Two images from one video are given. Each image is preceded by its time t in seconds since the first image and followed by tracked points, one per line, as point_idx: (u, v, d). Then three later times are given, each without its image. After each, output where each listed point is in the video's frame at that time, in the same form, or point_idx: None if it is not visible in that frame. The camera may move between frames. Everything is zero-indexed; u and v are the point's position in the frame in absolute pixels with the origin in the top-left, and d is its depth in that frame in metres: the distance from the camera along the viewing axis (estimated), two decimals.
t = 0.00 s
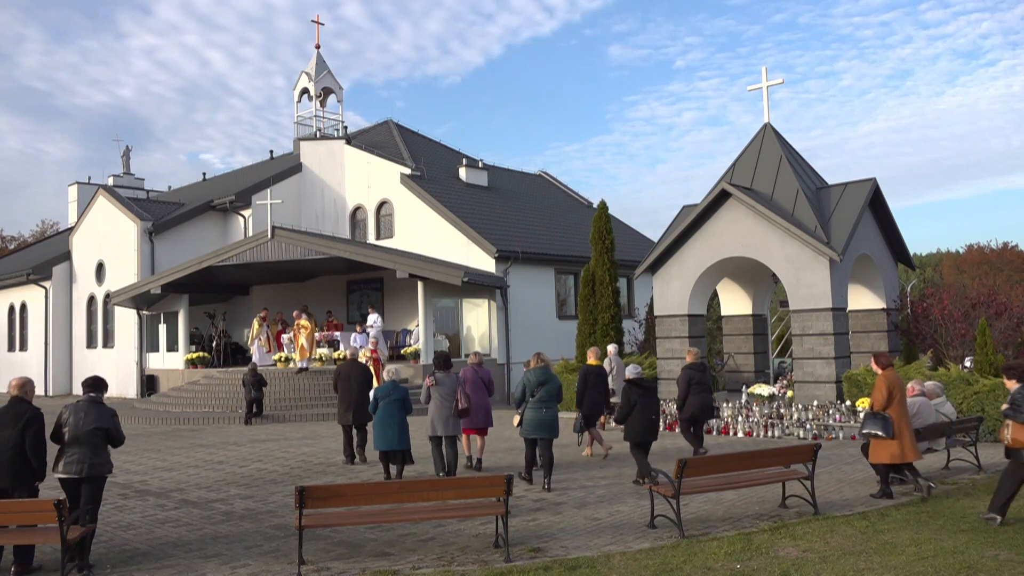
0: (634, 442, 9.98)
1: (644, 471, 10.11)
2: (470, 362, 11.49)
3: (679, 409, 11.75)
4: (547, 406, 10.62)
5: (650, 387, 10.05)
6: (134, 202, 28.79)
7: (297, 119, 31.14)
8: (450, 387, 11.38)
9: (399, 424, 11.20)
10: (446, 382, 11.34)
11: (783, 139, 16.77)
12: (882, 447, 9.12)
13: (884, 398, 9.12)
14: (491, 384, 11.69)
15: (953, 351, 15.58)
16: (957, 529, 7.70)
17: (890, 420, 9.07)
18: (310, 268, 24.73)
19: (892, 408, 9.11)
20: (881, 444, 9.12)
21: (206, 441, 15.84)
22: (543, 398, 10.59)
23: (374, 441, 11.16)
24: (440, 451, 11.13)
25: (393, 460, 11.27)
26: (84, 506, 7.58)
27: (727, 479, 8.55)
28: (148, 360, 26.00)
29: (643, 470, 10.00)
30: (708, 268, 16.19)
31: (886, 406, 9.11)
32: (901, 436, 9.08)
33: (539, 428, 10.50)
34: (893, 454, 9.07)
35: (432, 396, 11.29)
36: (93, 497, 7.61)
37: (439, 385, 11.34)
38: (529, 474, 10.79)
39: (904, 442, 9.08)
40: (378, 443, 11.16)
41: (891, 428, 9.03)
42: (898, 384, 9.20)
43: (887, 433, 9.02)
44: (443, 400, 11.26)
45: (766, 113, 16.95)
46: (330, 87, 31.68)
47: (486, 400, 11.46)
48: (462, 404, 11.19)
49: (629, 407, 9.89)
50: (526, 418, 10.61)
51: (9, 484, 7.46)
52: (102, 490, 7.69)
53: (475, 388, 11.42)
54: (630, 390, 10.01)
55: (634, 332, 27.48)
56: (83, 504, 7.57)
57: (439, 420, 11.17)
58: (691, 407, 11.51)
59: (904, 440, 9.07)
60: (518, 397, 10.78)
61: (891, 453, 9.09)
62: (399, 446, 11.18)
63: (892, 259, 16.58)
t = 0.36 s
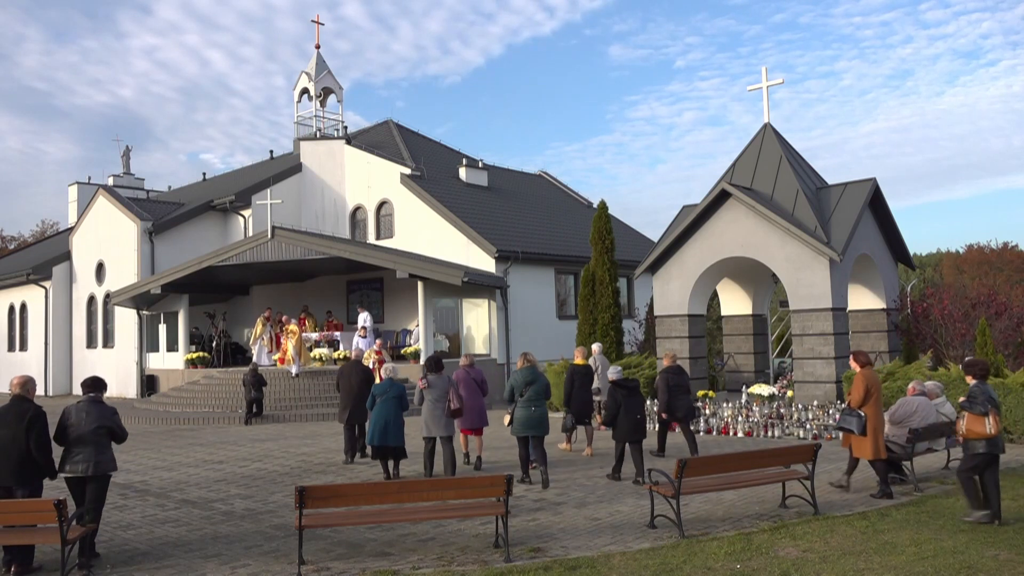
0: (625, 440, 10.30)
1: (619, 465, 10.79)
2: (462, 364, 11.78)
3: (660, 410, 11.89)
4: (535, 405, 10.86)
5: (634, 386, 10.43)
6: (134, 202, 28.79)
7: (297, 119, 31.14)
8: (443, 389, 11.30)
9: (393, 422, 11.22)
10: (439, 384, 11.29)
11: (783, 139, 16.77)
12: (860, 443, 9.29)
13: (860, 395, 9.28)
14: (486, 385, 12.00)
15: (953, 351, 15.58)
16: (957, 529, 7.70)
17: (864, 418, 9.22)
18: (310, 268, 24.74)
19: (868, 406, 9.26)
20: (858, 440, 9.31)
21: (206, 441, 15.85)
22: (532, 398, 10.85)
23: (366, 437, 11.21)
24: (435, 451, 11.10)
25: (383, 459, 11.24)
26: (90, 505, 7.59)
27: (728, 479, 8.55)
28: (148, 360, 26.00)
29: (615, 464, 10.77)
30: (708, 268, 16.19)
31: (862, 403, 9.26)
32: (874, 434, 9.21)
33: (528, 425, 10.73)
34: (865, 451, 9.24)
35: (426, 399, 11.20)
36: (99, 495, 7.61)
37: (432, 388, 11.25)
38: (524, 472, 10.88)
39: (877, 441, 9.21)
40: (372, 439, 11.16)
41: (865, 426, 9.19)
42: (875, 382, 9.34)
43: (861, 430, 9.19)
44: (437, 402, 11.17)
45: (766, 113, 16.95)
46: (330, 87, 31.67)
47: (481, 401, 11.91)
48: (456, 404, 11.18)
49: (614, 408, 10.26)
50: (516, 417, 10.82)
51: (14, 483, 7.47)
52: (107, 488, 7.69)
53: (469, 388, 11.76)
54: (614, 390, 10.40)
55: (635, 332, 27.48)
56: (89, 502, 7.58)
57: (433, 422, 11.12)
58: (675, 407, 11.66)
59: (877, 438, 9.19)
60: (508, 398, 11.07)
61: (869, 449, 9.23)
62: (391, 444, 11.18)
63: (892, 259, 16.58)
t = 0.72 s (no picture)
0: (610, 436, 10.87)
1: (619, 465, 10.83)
2: (453, 362, 12.22)
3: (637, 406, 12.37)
4: (528, 402, 11.15)
5: (620, 383, 11.00)
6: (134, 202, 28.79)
7: (297, 119, 31.13)
8: (434, 386, 11.48)
9: (394, 420, 11.28)
10: (429, 380, 11.46)
11: (783, 139, 16.76)
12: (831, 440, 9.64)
13: (830, 393, 9.68)
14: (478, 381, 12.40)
15: (953, 351, 15.58)
16: (958, 529, 7.69)
17: (836, 415, 9.58)
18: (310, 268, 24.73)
19: (838, 403, 9.64)
20: (829, 438, 9.67)
21: (206, 441, 15.85)
22: (525, 396, 11.17)
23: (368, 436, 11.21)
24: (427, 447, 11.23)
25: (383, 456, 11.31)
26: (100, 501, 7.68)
27: (728, 479, 8.55)
28: (148, 360, 26.00)
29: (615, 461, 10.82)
30: (708, 268, 16.19)
31: (832, 400, 9.65)
32: (845, 430, 9.59)
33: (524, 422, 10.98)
34: (837, 447, 9.57)
35: (417, 396, 11.37)
36: (108, 490, 7.68)
37: (423, 385, 11.45)
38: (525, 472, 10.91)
39: (848, 435, 9.59)
40: (373, 437, 11.19)
41: (837, 422, 9.52)
42: (847, 381, 9.75)
43: (834, 426, 9.49)
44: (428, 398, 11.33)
45: (766, 112, 16.94)
46: (330, 87, 31.67)
47: (475, 397, 12.15)
48: (446, 399, 11.36)
49: (601, 404, 10.82)
50: (511, 415, 11.07)
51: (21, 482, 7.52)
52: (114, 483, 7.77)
53: (463, 386, 12.08)
54: (601, 388, 10.96)
55: (635, 332, 27.48)
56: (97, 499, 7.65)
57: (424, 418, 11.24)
58: (648, 404, 12.18)
59: (848, 434, 9.58)
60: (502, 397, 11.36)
61: (838, 446, 9.59)
62: (392, 442, 11.24)
63: (892, 259, 16.58)
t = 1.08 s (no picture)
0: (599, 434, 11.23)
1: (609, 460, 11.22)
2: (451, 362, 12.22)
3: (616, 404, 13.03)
4: (523, 402, 11.25)
5: (611, 383, 11.23)
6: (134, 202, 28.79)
7: (297, 119, 31.13)
8: (433, 387, 11.52)
9: (394, 417, 11.56)
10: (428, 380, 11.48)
11: (783, 139, 16.76)
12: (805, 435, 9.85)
13: (807, 391, 9.82)
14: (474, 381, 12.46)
15: (953, 351, 15.56)
16: (957, 529, 7.69)
17: (812, 412, 9.69)
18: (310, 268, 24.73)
19: (815, 401, 9.76)
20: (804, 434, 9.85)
21: (206, 441, 15.84)
22: (522, 395, 11.27)
23: (369, 433, 11.57)
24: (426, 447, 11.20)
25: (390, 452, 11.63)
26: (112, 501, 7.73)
27: (728, 479, 8.55)
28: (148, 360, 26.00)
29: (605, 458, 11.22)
30: (708, 268, 16.19)
31: (809, 399, 9.78)
32: (823, 427, 9.68)
33: (519, 421, 11.08)
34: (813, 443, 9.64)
35: (416, 396, 11.39)
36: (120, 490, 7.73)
37: (422, 385, 11.47)
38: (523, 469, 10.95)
39: (826, 432, 9.67)
40: (376, 435, 11.49)
41: (813, 419, 9.63)
42: (826, 381, 9.87)
43: (810, 423, 9.60)
44: (426, 399, 11.36)
45: (766, 113, 16.93)
46: (330, 87, 31.67)
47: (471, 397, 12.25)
48: (445, 400, 11.39)
49: (590, 403, 11.14)
50: (506, 415, 11.14)
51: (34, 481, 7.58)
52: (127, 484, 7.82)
53: (459, 386, 12.13)
54: (592, 386, 11.24)
55: (635, 332, 27.49)
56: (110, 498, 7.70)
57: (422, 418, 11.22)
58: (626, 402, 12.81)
59: (825, 431, 9.68)
60: (498, 396, 11.44)
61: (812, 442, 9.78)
62: (396, 437, 11.53)
63: (892, 259, 16.58)
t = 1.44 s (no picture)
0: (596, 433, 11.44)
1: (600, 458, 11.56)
2: (446, 361, 12.28)
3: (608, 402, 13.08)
4: (521, 399, 11.40)
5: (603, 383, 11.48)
6: (134, 202, 28.79)
7: (297, 119, 31.12)
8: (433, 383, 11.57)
9: (389, 416, 11.57)
10: (429, 378, 11.54)
11: (783, 139, 16.76)
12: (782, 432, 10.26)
13: (781, 390, 10.20)
14: (466, 379, 12.59)
15: (953, 351, 15.54)
16: (957, 529, 7.69)
17: (786, 411, 10.10)
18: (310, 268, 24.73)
19: (788, 399, 10.14)
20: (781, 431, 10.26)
21: (207, 441, 15.83)
22: (518, 391, 11.40)
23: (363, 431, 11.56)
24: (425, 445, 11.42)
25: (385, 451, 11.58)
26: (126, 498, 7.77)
27: (728, 479, 8.55)
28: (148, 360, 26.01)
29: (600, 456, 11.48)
30: (708, 268, 16.20)
31: (782, 397, 10.16)
32: (795, 424, 10.16)
33: (516, 419, 11.34)
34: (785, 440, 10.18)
35: (416, 393, 11.47)
36: (133, 488, 7.76)
37: (421, 382, 11.52)
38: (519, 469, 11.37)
39: (797, 429, 10.17)
40: (371, 433, 11.52)
41: (786, 418, 10.08)
42: (800, 378, 10.21)
43: (784, 420, 10.08)
44: (426, 396, 11.49)
45: (766, 112, 16.92)
46: (330, 87, 31.67)
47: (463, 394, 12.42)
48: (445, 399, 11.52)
49: (584, 403, 11.44)
50: (502, 411, 11.38)
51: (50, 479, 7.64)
52: (141, 482, 7.85)
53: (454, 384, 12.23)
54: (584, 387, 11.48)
55: (635, 332, 27.50)
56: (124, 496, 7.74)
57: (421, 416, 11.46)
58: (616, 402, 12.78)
59: (797, 428, 10.16)
60: (496, 392, 11.51)
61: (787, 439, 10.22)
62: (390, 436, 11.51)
63: (892, 259, 16.58)
